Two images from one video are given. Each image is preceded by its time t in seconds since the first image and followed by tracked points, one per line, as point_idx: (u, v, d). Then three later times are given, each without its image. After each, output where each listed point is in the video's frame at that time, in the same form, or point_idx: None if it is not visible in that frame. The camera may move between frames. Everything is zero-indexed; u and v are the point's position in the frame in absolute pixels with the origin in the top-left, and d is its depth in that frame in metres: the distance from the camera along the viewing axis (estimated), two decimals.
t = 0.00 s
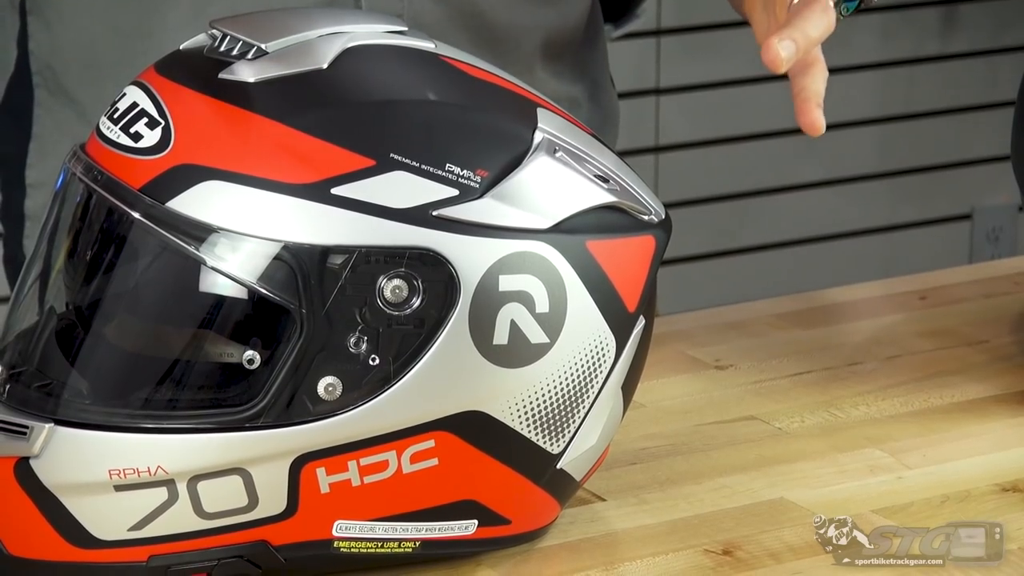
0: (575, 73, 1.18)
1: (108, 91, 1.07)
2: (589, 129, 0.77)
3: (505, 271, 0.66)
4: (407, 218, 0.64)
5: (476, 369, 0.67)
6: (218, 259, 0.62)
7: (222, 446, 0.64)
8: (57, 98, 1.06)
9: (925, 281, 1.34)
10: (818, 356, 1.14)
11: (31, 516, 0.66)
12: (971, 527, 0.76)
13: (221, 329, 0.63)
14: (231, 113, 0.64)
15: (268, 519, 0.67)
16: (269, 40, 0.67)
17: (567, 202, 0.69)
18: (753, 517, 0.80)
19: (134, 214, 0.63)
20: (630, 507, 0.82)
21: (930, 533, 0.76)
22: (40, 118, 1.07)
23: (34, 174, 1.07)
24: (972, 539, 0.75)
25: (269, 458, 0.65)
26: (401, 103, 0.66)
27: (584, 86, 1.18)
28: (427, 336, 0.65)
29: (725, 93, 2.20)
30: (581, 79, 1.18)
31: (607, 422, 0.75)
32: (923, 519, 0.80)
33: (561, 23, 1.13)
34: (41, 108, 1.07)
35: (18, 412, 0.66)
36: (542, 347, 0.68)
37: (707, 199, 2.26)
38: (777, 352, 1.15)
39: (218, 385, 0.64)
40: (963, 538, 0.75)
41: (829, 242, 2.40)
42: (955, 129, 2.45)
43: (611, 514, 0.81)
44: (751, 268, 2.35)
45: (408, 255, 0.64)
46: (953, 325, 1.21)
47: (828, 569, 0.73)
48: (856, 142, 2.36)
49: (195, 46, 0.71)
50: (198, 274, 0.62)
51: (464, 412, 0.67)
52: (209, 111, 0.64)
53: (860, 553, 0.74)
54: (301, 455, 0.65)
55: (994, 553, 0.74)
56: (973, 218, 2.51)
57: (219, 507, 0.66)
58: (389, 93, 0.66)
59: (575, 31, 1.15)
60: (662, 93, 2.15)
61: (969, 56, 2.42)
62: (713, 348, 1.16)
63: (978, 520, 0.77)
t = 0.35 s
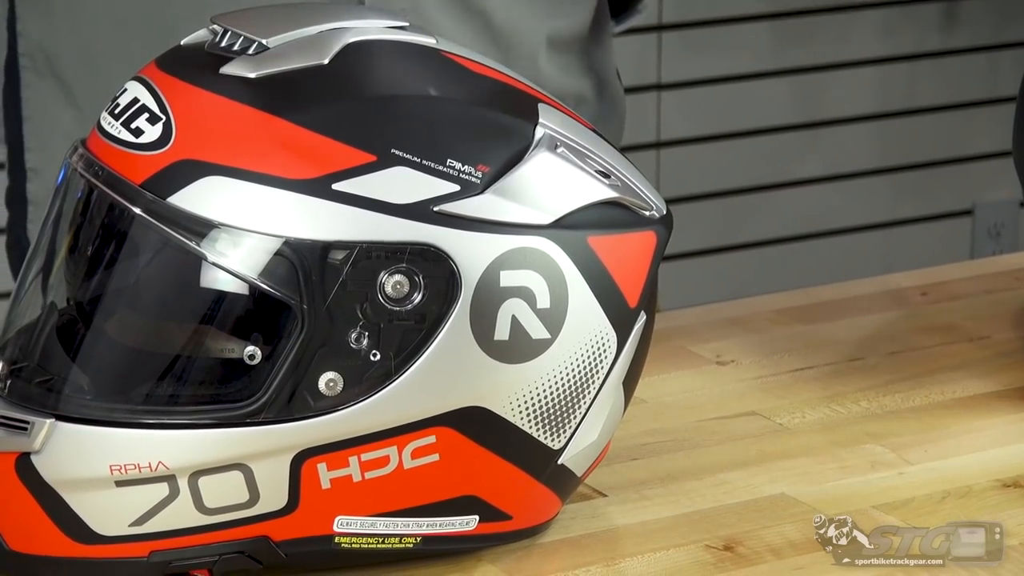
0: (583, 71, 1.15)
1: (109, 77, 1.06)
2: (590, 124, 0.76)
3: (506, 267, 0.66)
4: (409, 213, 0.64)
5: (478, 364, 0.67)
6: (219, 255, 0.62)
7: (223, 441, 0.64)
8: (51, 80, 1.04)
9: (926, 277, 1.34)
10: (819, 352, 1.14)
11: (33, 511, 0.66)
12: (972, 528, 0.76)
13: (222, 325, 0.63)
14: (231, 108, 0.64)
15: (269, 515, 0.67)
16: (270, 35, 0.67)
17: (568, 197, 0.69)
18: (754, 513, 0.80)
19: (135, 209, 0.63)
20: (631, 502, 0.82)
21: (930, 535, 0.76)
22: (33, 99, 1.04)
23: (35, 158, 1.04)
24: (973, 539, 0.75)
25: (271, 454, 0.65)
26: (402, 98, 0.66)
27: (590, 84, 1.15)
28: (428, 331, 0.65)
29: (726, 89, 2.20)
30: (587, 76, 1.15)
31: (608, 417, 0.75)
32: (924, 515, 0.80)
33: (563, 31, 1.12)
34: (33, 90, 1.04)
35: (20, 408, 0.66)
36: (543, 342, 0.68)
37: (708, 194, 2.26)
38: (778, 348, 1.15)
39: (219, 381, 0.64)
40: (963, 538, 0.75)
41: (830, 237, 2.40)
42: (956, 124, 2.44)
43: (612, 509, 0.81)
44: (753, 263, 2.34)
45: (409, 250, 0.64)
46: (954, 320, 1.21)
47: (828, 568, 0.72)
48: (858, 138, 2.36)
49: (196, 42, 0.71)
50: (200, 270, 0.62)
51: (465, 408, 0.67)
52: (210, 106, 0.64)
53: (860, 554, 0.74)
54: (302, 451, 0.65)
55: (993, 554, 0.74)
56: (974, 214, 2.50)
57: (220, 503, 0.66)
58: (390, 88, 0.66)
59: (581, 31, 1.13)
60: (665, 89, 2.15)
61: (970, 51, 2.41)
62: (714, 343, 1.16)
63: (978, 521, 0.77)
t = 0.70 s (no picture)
0: (593, 72, 1.09)
1: (117, 71, 1.06)
2: (591, 122, 0.76)
3: (507, 265, 0.66)
4: (410, 211, 0.64)
5: (479, 362, 0.67)
6: (220, 253, 0.62)
7: (224, 439, 0.64)
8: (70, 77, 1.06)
9: (926, 275, 1.34)
10: (819, 350, 1.14)
11: (34, 508, 0.66)
12: (972, 528, 0.75)
13: (223, 322, 0.63)
14: (231, 106, 0.64)
15: (270, 512, 0.67)
16: (271, 34, 0.67)
17: (569, 196, 0.69)
18: (754, 512, 0.80)
19: (137, 207, 0.63)
20: (631, 500, 0.82)
21: (930, 535, 0.75)
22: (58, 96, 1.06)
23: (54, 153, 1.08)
24: (972, 539, 0.75)
25: (271, 451, 0.65)
26: (403, 97, 0.66)
27: (598, 86, 1.10)
28: (429, 329, 0.65)
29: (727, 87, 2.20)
30: (595, 76, 1.09)
31: (609, 415, 0.75)
32: (924, 513, 0.80)
33: (577, 36, 1.04)
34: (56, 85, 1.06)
35: (21, 405, 0.66)
36: (544, 340, 0.68)
37: (709, 192, 2.26)
38: (779, 346, 1.15)
39: (220, 378, 0.64)
40: (963, 538, 0.75)
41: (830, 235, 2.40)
42: (957, 123, 2.44)
43: (612, 507, 0.81)
44: (753, 261, 2.34)
45: (410, 248, 0.64)
46: (954, 319, 1.21)
47: (828, 568, 0.72)
48: (858, 136, 2.36)
49: (198, 39, 0.71)
50: (201, 268, 0.62)
51: (465, 406, 0.67)
52: (211, 104, 0.64)
53: (860, 554, 0.74)
54: (302, 448, 0.65)
55: (992, 554, 0.74)
56: (975, 212, 2.50)
57: (220, 500, 0.66)
58: (391, 87, 0.66)
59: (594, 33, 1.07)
60: (666, 86, 2.15)
61: (971, 50, 2.41)
62: (714, 341, 1.16)
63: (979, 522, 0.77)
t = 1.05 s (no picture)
0: (608, 73, 1.13)
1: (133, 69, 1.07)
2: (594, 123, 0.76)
3: (509, 265, 0.66)
4: (412, 211, 0.64)
5: (481, 362, 0.67)
6: (222, 253, 0.62)
7: (226, 438, 0.64)
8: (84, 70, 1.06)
9: (928, 275, 1.34)
10: (821, 350, 1.14)
11: (36, 507, 0.66)
12: (972, 528, 0.75)
13: (226, 322, 0.63)
14: (234, 106, 0.64)
15: (272, 512, 0.67)
16: (274, 33, 0.67)
17: (571, 196, 0.69)
18: (755, 512, 0.80)
19: (139, 207, 0.63)
20: (633, 500, 0.82)
21: (930, 535, 0.75)
22: (70, 89, 1.06)
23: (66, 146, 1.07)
24: (972, 539, 0.75)
25: (273, 452, 0.65)
26: (406, 97, 0.66)
27: (612, 84, 1.14)
28: (431, 329, 0.65)
29: (729, 87, 2.20)
30: (609, 75, 1.13)
31: (611, 415, 0.75)
32: (926, 513, 0.80)
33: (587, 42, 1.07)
34: (68, 79, 1.06)
35: (23, 405, 0.66)
36: (546, 340, 0.68)
37: (710, 192, 2.26)
38: (781, 346, 1.15)
39: (222, 378, 0.64)
40: (962, 539, 0.74)
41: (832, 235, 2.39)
42: (959, 123, 2.44)
43: (614, 507, 0.81)
44: (755, 261, 2.34)
45: (412, 248, 0.64)
46: (956, 319, 1.21)
47: (828, 569, 0.72)
48: (860, 137, 2.36)
49: (200, 39, 0.71)
50: (203, 268, 0.62)
51: (467, 406, 0.67)
52: (213, 104, 0.64)
53: (860, 554, 0.74)
54: (304, 449, 0.65)
55: (993, 554, 0.73)
56: (977, 212, 2.50)
57: (222, 500, 0.66)
58: (393, 87, 0.66)
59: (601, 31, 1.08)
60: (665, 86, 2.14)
61: (973, 50, 2.41)
62: (716, 341, 1.16)
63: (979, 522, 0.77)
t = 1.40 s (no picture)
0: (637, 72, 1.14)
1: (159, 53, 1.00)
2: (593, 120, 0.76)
3: (509, 262, 0.66)
4: (413, 208, 0.64)
5: (481, 359, 0.67)
6: (222, 250, 0.62)
7: (226, 436, 0.64)
8: (112, 62, 0.99)
9: (930, 273, 1.34)
10: (822, 348, 1.14)
11: (36, 505, 0.66)
12: (972, 528, 0.75)
13: (226, 319, 0.63)
14: (234, 103, 0.64)
15: (272, 510, 0.66)
16: (274, 30, 0.67)
17: (572, 193, 0.69)
18: (755, 510, 0.80)
19: (140, 204, 0.63)
20: (633, 498, 0.82)
21: (930, 535, 0.75)
22: (97, 81, 0.99)
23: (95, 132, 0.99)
24: (972, 539, 0.74)
25: (273, 449, 0.65)
26: (406, 94, 0.66)
27: (635, 83, 1.14)
28: (431, 326, 0.65)
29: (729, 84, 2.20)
30: (634, 75, 1.14)
31: (611, 412, 0.75)
32: (926, 511, 0.79)
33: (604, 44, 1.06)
34: (95, 71, 0.99)
35: (23, 402, 0.66)
36: (546, 338, 0.68)
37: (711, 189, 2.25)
38: (782, 343, 1.15)
39: (222, 375, 0.64)
40: (962, 539, 0.74)
41: (833, 233, 2.39)
42: (960, 121, 2.44)
43: (615, 505, 0.81)
44: (756, 259, 2.34)
45: (413, 245, 0.64)
46: (958, 317, 1.21)
47: (828, 568, 0.72)
48: (861, 134, 2.35)
49: (201, 37, 0.71)
50: (204, 265, 0.62)
51: (468, 403, 0.67)
52: (213, 101, 0.64)
53: (859, 554, 0.73)
54: (304, 446, 0.65)
55: (993, 553, 0.73)
56: (978, 210, 2.50)
57: (223, 498, 0.66)
58: (394, 84, 0.66)
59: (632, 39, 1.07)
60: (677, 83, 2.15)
61: (974, 48, 2.40)
62: (717, 339, 1.16)
63: (978, 521, 0.76)
